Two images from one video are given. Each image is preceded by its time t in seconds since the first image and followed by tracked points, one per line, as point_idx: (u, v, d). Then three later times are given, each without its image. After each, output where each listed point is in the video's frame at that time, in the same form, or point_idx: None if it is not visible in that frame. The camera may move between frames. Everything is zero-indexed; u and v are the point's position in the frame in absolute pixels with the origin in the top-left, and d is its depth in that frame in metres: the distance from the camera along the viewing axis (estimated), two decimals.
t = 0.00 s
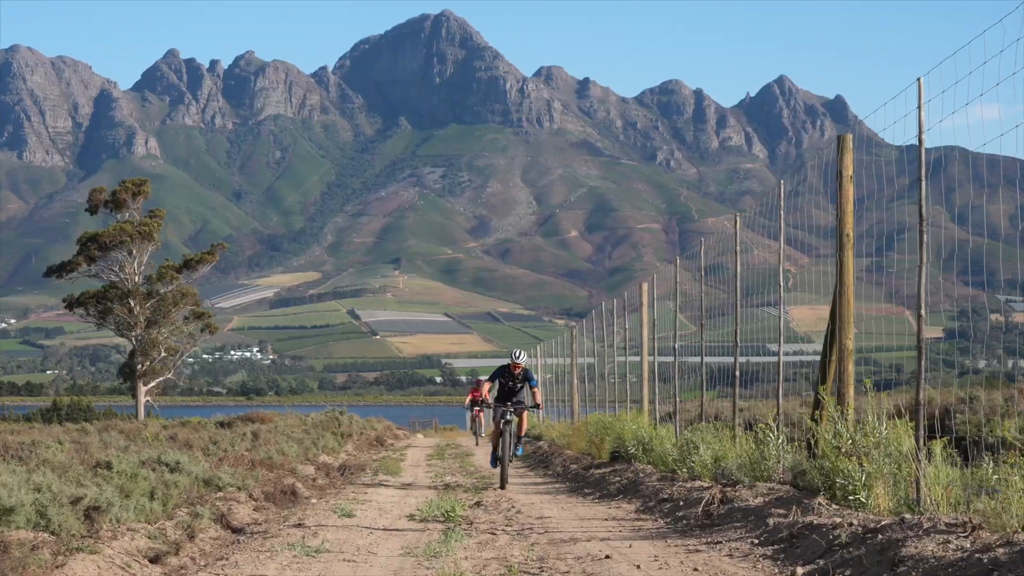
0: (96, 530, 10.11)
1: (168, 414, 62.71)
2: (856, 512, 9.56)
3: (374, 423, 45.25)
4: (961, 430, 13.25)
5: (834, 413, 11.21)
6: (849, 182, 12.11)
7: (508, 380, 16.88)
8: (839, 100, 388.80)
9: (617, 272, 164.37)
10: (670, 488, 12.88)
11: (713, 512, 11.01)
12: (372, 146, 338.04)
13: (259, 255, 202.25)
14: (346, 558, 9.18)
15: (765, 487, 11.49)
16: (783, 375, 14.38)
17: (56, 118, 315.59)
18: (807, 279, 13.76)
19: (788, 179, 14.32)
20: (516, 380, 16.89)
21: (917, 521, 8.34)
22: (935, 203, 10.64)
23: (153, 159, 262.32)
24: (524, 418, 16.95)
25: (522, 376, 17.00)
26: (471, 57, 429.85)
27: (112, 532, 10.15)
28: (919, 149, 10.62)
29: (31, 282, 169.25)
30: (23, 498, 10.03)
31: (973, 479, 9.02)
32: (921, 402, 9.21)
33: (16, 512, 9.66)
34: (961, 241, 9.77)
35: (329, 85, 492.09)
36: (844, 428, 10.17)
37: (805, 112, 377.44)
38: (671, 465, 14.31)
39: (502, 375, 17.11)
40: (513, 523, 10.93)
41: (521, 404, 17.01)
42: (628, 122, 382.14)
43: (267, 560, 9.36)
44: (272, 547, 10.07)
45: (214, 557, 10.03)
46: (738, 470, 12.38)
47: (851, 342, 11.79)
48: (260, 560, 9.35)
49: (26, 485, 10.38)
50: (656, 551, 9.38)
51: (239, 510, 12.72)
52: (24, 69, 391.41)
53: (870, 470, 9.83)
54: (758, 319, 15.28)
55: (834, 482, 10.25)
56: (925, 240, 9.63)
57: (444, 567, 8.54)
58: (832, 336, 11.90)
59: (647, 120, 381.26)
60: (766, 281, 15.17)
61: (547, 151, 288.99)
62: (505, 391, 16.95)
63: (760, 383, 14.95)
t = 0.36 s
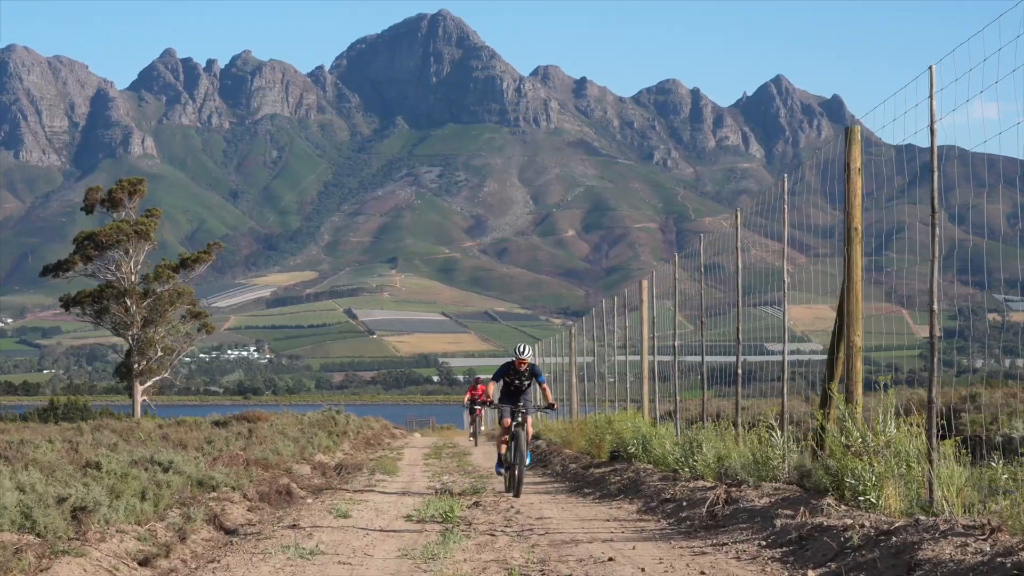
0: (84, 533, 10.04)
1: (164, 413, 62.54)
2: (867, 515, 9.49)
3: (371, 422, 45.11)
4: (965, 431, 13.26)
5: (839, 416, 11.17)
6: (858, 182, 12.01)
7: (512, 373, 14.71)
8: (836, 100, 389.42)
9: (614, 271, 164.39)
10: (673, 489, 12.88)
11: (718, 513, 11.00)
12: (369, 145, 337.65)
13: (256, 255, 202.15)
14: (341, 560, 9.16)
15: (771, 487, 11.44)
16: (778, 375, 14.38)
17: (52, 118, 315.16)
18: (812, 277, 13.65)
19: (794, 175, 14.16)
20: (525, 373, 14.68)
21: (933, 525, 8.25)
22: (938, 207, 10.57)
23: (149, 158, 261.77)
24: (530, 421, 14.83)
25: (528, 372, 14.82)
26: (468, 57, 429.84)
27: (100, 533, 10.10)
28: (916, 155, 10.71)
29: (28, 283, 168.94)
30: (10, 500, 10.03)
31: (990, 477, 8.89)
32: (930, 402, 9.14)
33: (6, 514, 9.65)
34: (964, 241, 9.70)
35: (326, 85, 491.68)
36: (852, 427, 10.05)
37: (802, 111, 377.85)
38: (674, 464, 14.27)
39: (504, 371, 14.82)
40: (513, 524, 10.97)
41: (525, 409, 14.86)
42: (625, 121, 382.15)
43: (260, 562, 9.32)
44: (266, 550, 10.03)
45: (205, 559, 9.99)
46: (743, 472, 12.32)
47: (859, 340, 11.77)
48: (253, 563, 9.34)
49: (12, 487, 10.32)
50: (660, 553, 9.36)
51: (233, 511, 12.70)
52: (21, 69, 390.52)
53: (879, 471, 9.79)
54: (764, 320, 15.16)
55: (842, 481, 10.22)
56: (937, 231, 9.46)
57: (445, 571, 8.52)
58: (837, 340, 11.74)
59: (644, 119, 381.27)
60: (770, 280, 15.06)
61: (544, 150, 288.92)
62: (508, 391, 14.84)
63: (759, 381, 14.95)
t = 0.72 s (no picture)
0: (74, 534, 10.00)
1: (162, 412, 62.50)
2: (878, 516, 9.43)
3: (367, 422, 45.17)
4: (974, 431, 13.19)
5: (850, 415, 11.09)
6: (867, 177, 11.90)
7: (524, 364, 13.28)
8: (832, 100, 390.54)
9: (611, 271, 164.53)
10: (675, 489, 12.90)
11: (724, 513, 11.00)
12: (365, 145, 337.53)
13: (253, 254, 202.06)
14: (338, 563, 9.16)
15: (777, 487, 11.43)
16: (774, 374, 14.42)
17: (49, 118, 314.69)
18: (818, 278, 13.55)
19: (801, 171, 14.04)
20: (539, 365, 13.31)
21: (946, 525, 8.22)
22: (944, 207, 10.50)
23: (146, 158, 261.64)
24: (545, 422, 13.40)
25: (542, 361, 13.36)
26: (465, 56, 429.90)
27: (89, 535, 10.02)
28: (922, 158, 10.62)
29: (24, 282, 168.75)
30: None
31: (1002, 479, 8.80)
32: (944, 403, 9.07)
33: None
34: (969, 244, 9.66)
35: (323, 84, 491.60)
36: (862, 423, 10.02)
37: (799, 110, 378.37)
38: (677, 465, 14.20)
39: (514, 362, 13.42)
40: (513, 526, 10.94)
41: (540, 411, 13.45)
42: (622, 121, 382.43)
43: (256, 565, 9.28)
44: (261, 551, 10.02)
45: (199, 561, 9.97)
46: (748, 473, 12.28)
47: (869, 338, 11.70)
48: (249, 565, 9.33)
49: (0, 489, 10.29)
50: (668, 557, 9.32)
51: (228, 512, 12.69)
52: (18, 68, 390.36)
53: (891, 472, 9.66)
54: (768, 318, 15.07)
55: (853, 481, 10.14)
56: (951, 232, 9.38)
57: None
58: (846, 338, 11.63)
59: (641, 119, 381.53)
60: (776, 280, 14.94)
61: (541, 150, 289.15)
62: (521, 385, 13.54)
63: (761, 381, 14.87)
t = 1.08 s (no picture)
0: (61, 537, 9.92)
1: (159, 411, 62.56)
2: (891, 517, 8.78)
3: (363, 422, 45.14)
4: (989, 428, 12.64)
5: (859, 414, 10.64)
6: (877, 168, 11.48)
7: (535, 349, 12.28)
8: (829, 101, 390.42)
9: (608, 271, 164.73)
10: (678, 490, 12.55)
11: (730, 514, 10.55)
12: (362, 145, 337.34)
13: (249, 254, 202.18)
14: (331, 567, 9.03)
15: (784, 490, 10.95)
16: (773, 373, 14.15)
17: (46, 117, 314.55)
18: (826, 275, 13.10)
19: (806, 162, 13.62)
20: (554, 355, 12.29)
21: (962, 527, 7.59)
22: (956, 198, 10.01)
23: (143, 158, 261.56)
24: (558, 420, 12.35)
25: (559, 352, 12.36)
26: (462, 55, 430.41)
27: (77, 538, 9.97)
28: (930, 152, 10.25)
29: (21, 282, 168.86)
30: None
31: None
32: (957, 398, 8.66)
33: None
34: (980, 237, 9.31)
35: (320, 84, 492.01)
36: (869, 415, 9.47)
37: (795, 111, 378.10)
38: (680, 466, 13.95)
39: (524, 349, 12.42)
40: (512, 528, 10.78)
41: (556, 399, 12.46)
42: (618, 121, 382.70)
43: (247, 568, 9.16)
44: (254, 554, 9.91)
45: (185, 566, 9.77)
46: (754, 475, 11.81)
47: (880, 333, 11.29)
48: (243, 568, 9.22)
49: None
50: (669, 560, 8.95)
51: (222, 514, 12.64)
52: (15, 68, 390.70)
53: (903, 472, 9.01)
54: (775, 313, 14.64)
55: (865, 481, 9.50)
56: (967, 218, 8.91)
57: None
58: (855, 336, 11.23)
59: (638, 119, 381.78)
60: (782, 278, 14.56)
61: (538, 150, 289.33)
62: (533, 377, 12.53)
63: (767, 380, 14.52)
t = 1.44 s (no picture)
0: (46, 541, 9.77)
1: (155, 411, 62.53)
2: (903, 523, 8.45)
3: (359, 422, 45.16)
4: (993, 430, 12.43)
5: (870, 411, 10.37)
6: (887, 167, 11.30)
7: (551, 330, 11.56)
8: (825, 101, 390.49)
9: (604, 271, 164.81)
10: (682, 491, 12.34)
11: (734, 519, 10.27)
12: (359, 145, 337.17)
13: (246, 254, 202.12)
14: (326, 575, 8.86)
15: (791, 492, 10.67)
16: (773, 375, 13.98)
17: (43, 117, 314.18)
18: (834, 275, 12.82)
19: (813, 156, 13.38)
20: (571, 339, 11.59)
21: (979, 531, 7.26)
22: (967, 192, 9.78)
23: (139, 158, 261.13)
24: (578, 411, 11.68)
25: (579, 335, 11.60)
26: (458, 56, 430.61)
27: (62, 542, 9.81)
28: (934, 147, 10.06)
29: (17, 282, 168.65)
30: None
31: None
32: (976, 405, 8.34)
33: None
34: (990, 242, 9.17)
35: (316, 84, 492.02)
36: (885, 411, 9.14)
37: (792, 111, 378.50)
38: (682, 467, 13.82)
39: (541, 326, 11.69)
40: (512, 532, 10.69)
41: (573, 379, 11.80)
42: (615, 121, 382.94)
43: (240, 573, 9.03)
44: (244, 558, 9.68)
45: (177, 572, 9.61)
46: (759, 477, 11.52)
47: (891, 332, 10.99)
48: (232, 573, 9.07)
49: None
50: (675, 566, 8.72)
51: (214, 517, 12.52)
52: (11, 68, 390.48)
53: (916, 473, 8.70)
54: (781, 315, 14.45)
55: (875, 482, 9.19)
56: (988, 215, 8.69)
57: None
58: (860, 338, 11.15)
59: (634, 119, 381.98)
60: (788, 273, 14.42)
61: (534, 150, 289.41)
62: (548, 363, 11.80)
63: (768, 382, 14.33)
